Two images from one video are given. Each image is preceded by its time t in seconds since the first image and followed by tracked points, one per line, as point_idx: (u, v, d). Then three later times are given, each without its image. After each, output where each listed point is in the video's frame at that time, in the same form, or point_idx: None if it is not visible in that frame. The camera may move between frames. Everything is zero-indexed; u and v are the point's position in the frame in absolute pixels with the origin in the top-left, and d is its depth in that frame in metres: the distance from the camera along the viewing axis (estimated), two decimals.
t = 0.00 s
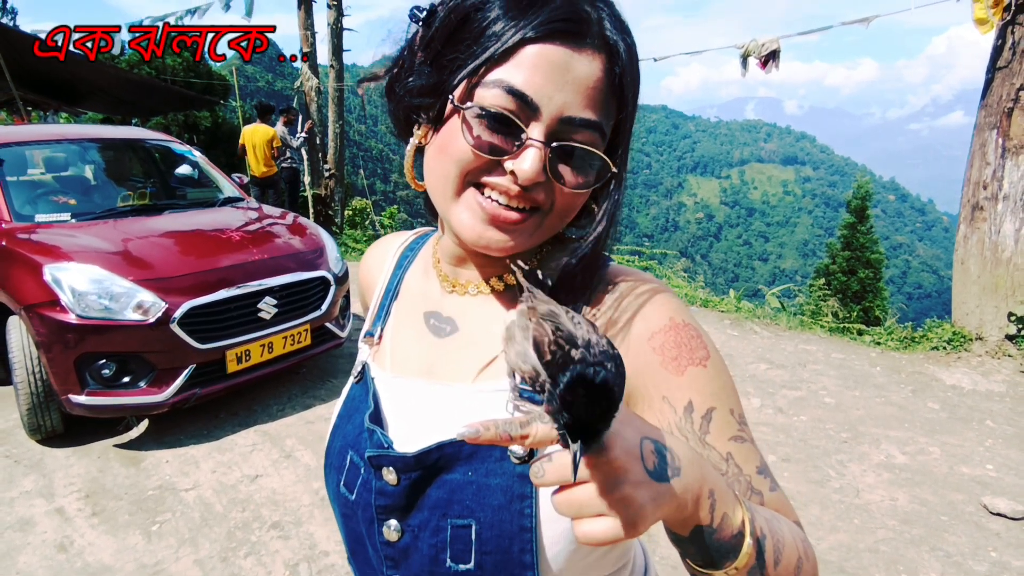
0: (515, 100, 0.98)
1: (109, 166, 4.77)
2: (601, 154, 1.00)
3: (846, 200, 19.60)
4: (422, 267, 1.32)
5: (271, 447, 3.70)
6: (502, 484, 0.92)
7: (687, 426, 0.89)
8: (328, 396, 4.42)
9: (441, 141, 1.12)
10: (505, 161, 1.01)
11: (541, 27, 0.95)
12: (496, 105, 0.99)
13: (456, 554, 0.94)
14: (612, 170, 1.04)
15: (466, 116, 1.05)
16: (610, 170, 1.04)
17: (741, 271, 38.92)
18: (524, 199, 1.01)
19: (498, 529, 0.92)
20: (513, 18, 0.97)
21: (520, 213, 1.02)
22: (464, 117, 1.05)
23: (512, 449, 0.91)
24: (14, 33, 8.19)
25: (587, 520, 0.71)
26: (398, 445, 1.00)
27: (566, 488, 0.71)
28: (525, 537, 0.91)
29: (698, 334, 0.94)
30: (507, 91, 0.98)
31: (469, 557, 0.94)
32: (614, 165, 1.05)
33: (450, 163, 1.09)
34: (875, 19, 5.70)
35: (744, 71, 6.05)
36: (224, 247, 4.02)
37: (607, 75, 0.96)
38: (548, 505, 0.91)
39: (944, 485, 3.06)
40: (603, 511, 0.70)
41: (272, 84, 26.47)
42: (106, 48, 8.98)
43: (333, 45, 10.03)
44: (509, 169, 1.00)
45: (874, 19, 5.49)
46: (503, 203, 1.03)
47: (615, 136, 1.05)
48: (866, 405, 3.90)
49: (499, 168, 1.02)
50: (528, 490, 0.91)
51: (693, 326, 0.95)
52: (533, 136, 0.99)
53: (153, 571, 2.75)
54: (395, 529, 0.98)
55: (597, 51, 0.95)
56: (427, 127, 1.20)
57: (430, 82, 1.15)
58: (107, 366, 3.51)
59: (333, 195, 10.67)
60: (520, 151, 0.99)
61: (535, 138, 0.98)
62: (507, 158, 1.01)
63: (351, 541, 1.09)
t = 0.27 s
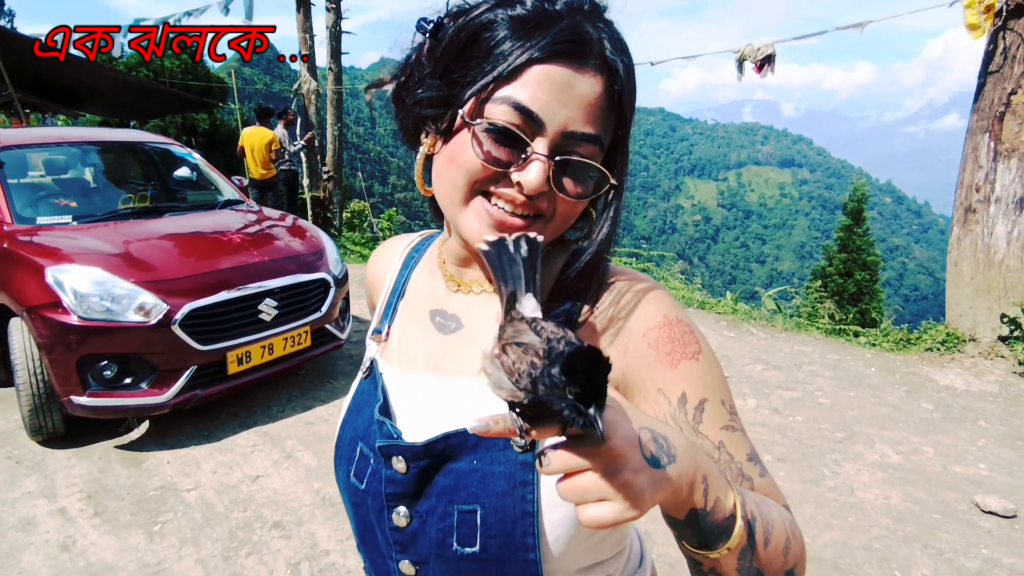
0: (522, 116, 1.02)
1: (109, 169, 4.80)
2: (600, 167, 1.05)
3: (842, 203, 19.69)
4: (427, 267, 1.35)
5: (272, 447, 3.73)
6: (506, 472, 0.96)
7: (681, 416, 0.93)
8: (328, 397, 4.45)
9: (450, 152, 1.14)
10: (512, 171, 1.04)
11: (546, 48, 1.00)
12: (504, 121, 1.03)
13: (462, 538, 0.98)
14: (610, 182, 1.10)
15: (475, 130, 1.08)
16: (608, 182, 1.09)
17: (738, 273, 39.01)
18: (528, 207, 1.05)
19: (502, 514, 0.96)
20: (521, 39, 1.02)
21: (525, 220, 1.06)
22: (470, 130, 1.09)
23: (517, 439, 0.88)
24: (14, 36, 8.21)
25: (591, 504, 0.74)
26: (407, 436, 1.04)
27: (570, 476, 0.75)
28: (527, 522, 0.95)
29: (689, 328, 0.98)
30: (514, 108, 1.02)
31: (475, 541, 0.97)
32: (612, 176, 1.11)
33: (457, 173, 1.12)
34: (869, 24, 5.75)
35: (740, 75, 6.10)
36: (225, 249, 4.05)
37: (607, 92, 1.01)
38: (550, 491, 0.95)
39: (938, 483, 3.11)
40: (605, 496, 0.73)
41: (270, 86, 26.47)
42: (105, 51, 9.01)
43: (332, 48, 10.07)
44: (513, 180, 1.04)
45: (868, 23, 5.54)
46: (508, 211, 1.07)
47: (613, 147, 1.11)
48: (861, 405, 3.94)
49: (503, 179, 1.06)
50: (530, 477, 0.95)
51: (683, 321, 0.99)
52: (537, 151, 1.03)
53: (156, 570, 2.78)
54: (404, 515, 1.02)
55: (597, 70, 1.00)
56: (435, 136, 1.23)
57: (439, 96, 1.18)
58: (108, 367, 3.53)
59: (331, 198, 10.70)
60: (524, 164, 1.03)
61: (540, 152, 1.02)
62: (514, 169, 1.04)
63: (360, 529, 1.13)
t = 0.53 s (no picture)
0: (520, 123, 1.07)
1: (106, 172, 4.82)
2: (595, 170, 1.08)
3: (835, 206, 19.84)
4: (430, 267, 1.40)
5: (269, 449, 3.75)
6: (506, 460, 1.00)
7: (672, 406, 0.97)
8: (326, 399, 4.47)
9: (452, 158, 1.19)
10: (511, 175, 1.08)
11: (543, 59, 1.04)
12: (503, 128, 1.08)
13: (465, 522, 1.02)
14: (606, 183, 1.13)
15: (476, 137, 1.13)
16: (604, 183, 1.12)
17: (733, 276, 39.16)
18: (527, 208, 1.10)
19: (503, 499, 1.00)
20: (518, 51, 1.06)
21: (524, 220, 1.11)
22: (471, 136, 1.14)
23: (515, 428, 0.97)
24: (9, 39, 8.22)
25: (589, 487, 0.77)
26: (410, 427, 1.08)
27: (567, 460, 0.78)
28: (527, 506, 0.99)
29: (678, 321, 1.02)
30: (513, 117, 1.07)
31: (478, 525, 1.01)
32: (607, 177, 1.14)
33: (459, 176, 1.16)
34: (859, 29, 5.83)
35: (732, 79, 6.17)
36: (223, 252, 4.08)
37: (600, 100, 1.06)
38: (549, 479, 0.98)
39: (927, 482, 3.16)
40: (602, 478, 0.77)
41: (264, 89, 26.44)
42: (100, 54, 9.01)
43: (327, 51, 10.10)
44: (512, 182, 1.08)
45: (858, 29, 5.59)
46: (508, 211, 1.11)
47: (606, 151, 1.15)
48: (852, 405, 4.00)
49: (502, 181, 1.10)
50: (529, 465, 0.99)
51: (672, 314, 1.03)
52: (535, 155, 1.07)
53: (156, 571, 2.80)
54: (409, 503, 1.06)
55: (591, 79, 1.04)
56: (438, 142, 1.27)
57: (440, 105, 1.22)
58: (106, 370, 3.55)
59: (327, 201, 10.72)
60: (523, 167, 1.07)
61: (537, 156, 1.06)
62: (513, 173, 1.08)
63: (366, 518, 1.17)
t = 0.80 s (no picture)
0: (522, 115, 1.11)
1: (102, 174, 4.84)
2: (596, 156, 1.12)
3: (828, 207, 19.98)
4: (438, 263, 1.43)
5: (268, 449, 3.78)
6: (518, 447, 1.03)
7: (677, 393, 1.02)
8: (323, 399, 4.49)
9: (460, 155, 1.22)
10: (516, 166, 1.12)
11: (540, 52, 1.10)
12: (507, 122, 1.12)
13: (479, 508, 1.06)
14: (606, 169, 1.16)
15: (481, 132, 1.17)
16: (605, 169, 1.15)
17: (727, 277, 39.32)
18: (533, 198, 1.12)
19: (516, 485, 1.03)
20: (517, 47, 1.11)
21: (531, 210, 1.13)
22: (476, 130, 1.18)
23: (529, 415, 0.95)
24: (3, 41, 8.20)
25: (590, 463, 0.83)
26: (424, 417, 1.12)
27: (574, 438, 0.84)
28: (539, 491, 1.02)
29: (681, 312, 1.06)
30: (516, 109, 1.11)
31: (491, 511, 1.05)
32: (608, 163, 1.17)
33: (467, 171, 1.19)
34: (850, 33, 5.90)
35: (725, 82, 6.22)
36: (220, 253, 4.10)
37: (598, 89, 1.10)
38: (560, 466, 1.01)
39: (917, 478, 3.21)
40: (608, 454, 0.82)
41: (258, 90, 26.41)
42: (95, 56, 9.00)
43: (323, 54, 10.12)
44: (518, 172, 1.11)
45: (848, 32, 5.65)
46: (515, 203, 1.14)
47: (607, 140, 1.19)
48: (843, 403, 4.06)
49: (508, 171, 1.13)
50: (541, 451, 1.02)
51: (675, 305, 1.07)
52: (538, 144, 1.11)
53: (155, 569, 2.82)
54: (423, 491, 1.10)
55: (587, 69, 1.09)
56: (447, 143, 1.31)
57: (445, 107, 1.27)
58: (105, 371, 3.57)
59: (322, 203, 10.72)
60: (527, 157, 1.11)
61: (540, 145, 1.10)
62: (517, 164, 1.11)
63: (378, 507, 1.21)
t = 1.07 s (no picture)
0: (528, 103, 1.14)
1: (99, 178, 4.84)
2: (604, 138, 1.14)
3: (823, 211, 20.06)
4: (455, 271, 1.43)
5: (266, 452, 3.79)
6: (550, 448, 1.06)
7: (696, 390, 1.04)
8: (320, 402, 4.51)
9: (471, 153, 1.24)
10: (525, 155, 1.14)
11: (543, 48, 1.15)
12: (514, 111, 1.15)
13: (511, 510, 1.08)
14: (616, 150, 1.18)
15: (488, 124, 1.19)
16: (615, 151, 1.17)
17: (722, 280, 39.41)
18: (544, 182, 1.13)
19: (548, 486, 1.05)
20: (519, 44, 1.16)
21: (544, 201, 1.14)
22: (484, 122, 1.20)
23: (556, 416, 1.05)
24: None
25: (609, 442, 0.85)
26: (454, 421, 1.13)
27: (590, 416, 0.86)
28: (571, 491, 1.05)
29: (701, 313, 1.09)
30: (525, 100, 1.14)
31: (523, 512, 1.07)
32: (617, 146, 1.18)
33: (478, 165, 1.21)
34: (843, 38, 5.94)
35: (720, 86, 6.27)
36: (218, 257, 4.12)
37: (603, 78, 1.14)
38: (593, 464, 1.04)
39: (910, 479, 3.24)
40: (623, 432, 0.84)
41: (254, 94, 26.40)
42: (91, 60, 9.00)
43: (320, 57, 10.14)
44: (528, 157, 1.13)
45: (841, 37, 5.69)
46: (528, 195, 1.15)
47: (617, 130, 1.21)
48: (838, 405, 4.09)
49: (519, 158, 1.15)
50: (572, 451, 1.05)
51: (695, 305, 1.10)
52: (546, 129, 1.14)
53: (154, 572, 2.83)
54: (453, 495, 1.12)
55: (590, 58, 1.13)
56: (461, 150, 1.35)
57: (453, 112, 1.31)
58: (103, 374, 3.58)
59: (318, 207, 10.72)
60: (536, 143, 1.13)
61: (548, 130, 1.13)
62: (526, 152, 1.14)
63: (402, 513, 1.23)
